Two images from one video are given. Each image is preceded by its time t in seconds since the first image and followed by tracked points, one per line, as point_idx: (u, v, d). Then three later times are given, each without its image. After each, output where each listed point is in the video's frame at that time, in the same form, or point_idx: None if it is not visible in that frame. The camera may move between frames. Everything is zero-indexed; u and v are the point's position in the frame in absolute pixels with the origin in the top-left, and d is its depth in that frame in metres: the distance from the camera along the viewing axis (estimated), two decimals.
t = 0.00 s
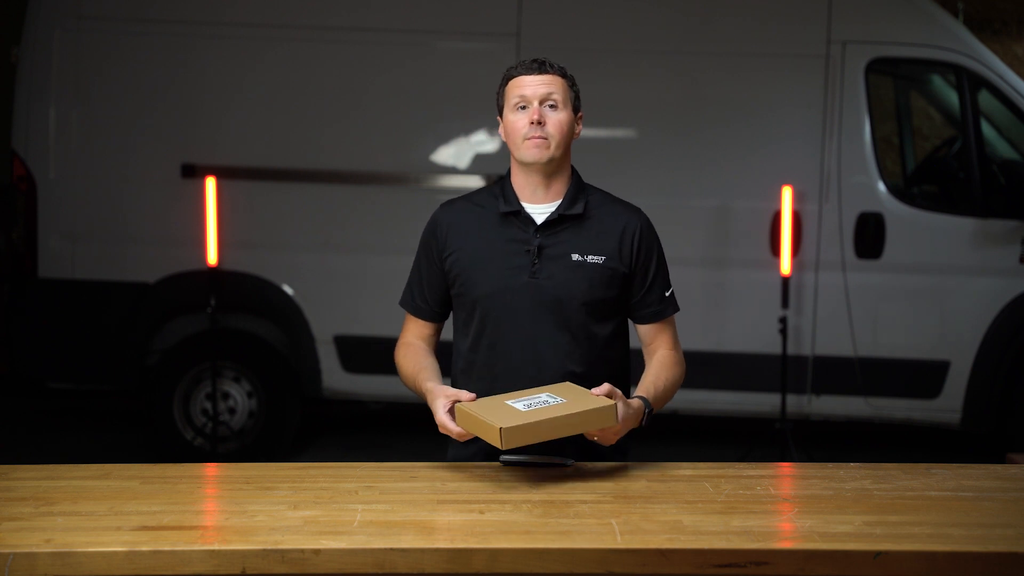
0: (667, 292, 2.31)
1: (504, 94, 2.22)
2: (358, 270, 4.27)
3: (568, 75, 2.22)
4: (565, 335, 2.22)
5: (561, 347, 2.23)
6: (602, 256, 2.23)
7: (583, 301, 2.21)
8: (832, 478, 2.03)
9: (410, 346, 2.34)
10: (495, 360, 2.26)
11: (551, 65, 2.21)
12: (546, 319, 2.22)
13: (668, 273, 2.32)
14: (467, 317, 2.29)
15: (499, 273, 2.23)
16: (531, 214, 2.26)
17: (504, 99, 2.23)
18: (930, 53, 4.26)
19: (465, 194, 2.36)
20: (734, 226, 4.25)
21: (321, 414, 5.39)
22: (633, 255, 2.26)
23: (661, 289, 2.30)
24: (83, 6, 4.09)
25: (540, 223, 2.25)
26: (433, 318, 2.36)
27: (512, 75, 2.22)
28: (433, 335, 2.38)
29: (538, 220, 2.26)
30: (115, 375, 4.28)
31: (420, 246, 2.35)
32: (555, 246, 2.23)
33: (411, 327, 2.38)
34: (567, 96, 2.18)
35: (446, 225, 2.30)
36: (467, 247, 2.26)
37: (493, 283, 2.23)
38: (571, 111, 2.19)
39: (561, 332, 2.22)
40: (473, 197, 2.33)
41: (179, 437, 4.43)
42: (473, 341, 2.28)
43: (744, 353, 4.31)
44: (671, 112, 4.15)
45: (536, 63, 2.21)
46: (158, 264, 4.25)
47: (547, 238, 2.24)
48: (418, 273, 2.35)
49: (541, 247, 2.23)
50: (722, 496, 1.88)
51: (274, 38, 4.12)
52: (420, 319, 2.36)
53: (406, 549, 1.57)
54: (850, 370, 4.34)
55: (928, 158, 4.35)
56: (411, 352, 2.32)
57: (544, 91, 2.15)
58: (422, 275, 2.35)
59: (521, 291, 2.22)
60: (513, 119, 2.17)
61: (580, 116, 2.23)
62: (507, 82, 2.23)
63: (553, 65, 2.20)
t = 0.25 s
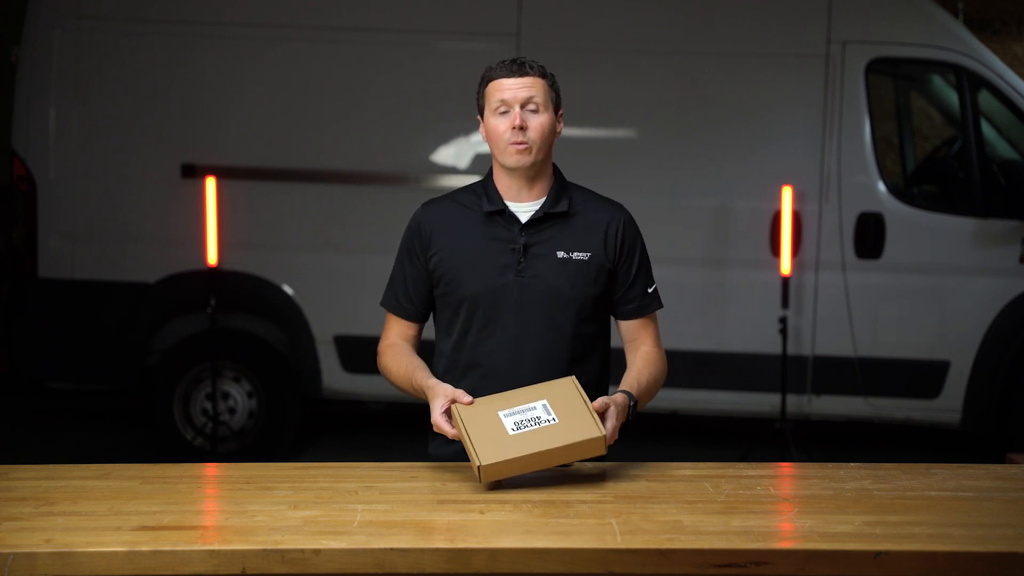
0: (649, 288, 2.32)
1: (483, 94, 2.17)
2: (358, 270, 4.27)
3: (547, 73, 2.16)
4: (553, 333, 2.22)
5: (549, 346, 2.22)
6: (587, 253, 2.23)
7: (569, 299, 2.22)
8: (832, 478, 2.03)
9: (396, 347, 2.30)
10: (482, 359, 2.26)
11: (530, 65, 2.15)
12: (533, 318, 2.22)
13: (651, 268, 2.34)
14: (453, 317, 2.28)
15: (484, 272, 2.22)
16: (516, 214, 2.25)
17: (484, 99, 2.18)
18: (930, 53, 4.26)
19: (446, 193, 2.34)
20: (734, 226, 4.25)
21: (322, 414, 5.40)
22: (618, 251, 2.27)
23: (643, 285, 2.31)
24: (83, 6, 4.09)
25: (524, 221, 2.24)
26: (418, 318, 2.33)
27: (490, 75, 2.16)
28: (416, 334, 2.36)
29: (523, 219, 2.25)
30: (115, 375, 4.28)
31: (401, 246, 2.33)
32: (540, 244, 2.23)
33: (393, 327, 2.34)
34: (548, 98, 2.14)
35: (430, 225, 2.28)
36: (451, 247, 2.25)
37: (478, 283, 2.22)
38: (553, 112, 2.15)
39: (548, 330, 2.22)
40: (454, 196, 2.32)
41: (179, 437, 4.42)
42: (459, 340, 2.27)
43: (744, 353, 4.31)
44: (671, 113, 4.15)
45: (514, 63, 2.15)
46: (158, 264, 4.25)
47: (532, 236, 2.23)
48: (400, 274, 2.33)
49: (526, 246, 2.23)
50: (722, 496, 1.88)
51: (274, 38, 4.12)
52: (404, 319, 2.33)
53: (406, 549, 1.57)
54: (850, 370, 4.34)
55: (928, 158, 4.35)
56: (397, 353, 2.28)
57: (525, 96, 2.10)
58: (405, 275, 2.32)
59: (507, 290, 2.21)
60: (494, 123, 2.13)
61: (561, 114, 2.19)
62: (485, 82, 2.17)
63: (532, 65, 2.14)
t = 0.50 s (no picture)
0: (636, 287, 2.33)
1: (467, 118, 2.09)
2: (358, 271, 4.27)
3: (530, 92, 2.06)
4: (546, 335, 2.22)
5: (542, 347, 2.22)
6: (578, 254, 2.24)
7: (560, 300, 2.22)
8: (832, 478, 2.03)
9: (382, 348, 2.25)
10: (473, 362, 2.24)
11: (512, 88, 2.04)
12: (525, 320, 2.22)
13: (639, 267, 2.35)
14: (443, 321, 2.26)
15: (475, 275, 2.21)
16: (504, 216, 2.25)
17: (467, 121, 2.10)
18: (930, 53, 4.26)
19: (431, 196, 2.32)
20: (734, 226, 4.25)
21: (322, 414, 5.40)
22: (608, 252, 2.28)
23: (631, 284, 2.32)
24: (83, 6, 4.09)
25: (514, 224, 2.24)
26: (404, 320, 2.28)
27: (472, 100, 2.06)
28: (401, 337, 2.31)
29: (511, 222, 2.25)
30: (115, 375, 4.28)
31: (386, 250, 2.29)
32: (531, 246, 2.23)
33: (377, 329, 2.30)
34: (534, 122, 2.07)
35: (417, 229, 2.26)
36: (441, 251, 2.23)
37: (469, 286, 2.21)
38: (539, 133, 2.10)
39: (541, 332, 2.22)
40: (439, 199, 2.29)
41: (179, 437, 4.43)
42: (449, 343, 2.25)
43: (744, 353, 4.30)
44: (671, 113, 4.15)
45: (496, 87, 2.04)
46: (158, 264, 4.25)
47: (522, 239, 2.23)
48: (387, 279, 2.27)
49: (517, 248, 2.22)
50: (722, 496, 1.88)
51: (274, 38, 4.12)
52: (388, 320, 2.28)
53: (406, 549, 1.56)
54: (850, 370, 4.34)
55: (928, 158, 4.35)
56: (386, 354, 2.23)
57: (511, 129, 2.03)
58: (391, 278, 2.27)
59: (499, 293, 2.21)
60: (481, 153, 2.09)
61: (547, 128, 2.13)
62: (467, 104, 2.08)
63: (515, 89, 2.03)
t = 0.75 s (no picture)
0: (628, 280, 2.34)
1: (455, 127, 2.09)
2: (358, 271, 4.27)
3: (518, 102, 2.06)
4: (538, 334, 2.23)
5: (536, 347, 2.23)
6: (568, 253, 2.25)
7: (551, 301, 2.23)
8: (832, 478, 2.03)
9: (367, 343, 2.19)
10: (466, 363, 2.24)
11: (500, 99, 2.03)
12: (518, 320, 2.22)
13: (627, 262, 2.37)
14: (435, 322, 2.25)
15: (467, 277, 2.21)
16: (494, 217, 2.24)
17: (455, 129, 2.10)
18: (930, 53, 4.26)
19: (418, 197, 2.30)
20: (734, 226, 4.25)
21: (322, 414, 5.40)
22: (596, 249, 2.30)
23: (622, 277, 2.32)
24: (84, 6, 4.09)
25: (504, 225, 2.24)
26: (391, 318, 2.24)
27: (460, 110, 2.06)
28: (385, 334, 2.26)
29: (501, 223, 2.24)
30: (115, 376, 4.28)
31: (373, 253, 2.26)
32: (522, 247, 2.23)
33: (358, 326, 2.24)
34: (522, 130, 2.07)
35: (406, 231, 2.24)
36: (432, 253, 2.22)
37: (461, 288, 2.21)
38: (527, 140, 2.10)
39: (533, 332, 2.23)
40: (427, 200, 2.28)
41: (179, 437, 4.43)
42: (441, 345, 2.25)
43: (744, 353, 4.30)
44: (671, 113, 4.15)
45: (484, 97, 2.04)
46: (158, 264, 4.25)
47: (513, 240, 2.23)
48: (376, 280, 2.23)
49: (508, 249, 2.22)
50: (722, 496, 1.88)
51: (274, 38, 4.12)
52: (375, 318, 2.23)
53: (406, 549, 1.56)
54: (850, 370, 4.34)
55: (928, 158, 4.34)
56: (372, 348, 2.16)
57: (499, 140, 2.04)
58: (380, 280, 2.23)
59: (491, 295, 2.21)
60: (469, 161, 2.09)
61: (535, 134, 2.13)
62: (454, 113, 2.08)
63: (503, 100, 2.03)
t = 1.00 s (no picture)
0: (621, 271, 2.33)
1: (446, 122, 2.08)
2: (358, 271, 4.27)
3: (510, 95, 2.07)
4: (535, 333, 2.24)
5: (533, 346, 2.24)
6: (561, 251, 2.25)
7: (546, 300, 2.23)
8: (832, 478, 2.03)
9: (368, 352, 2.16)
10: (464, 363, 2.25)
11: (492, 90, 2.04)
12: (514, 320, 2.22)
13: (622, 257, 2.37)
14: (431, 324, 2.26)
15: (462, 278, 2.21)
16: (486, 218, 2.24)
17: (446, 125, 2.10)
18: (930, 53, 4.26)
19: (410, 200, 2.30)
20: (734, 226, 4.25)
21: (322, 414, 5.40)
22: (590, 247, 2.31)
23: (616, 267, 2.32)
24: (83, 6, 4.09)
25: (496, 225, 2.23)
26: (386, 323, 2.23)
27: (452, 103, 2.06)
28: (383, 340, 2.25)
29: (494, 223, 2.24)
30: (115, 375, 4.28)
31: (367, 257, 2.25)
32: (515, 247, 2.23)
33: (355, 333, 2.22)
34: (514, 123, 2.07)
35: (400, 234, 2.24)
36: (425, 256, 2.22)
37: (456, 289, 2.21)
38: (519, 134, 2.10)
39: (530, 331, 2.23)
40: (419, 203, 2.28)
41: (179, 437, 4.42)
42: (439, 345, 2.26)
43: (744, 353, 4.30)
44: (671, 113, 4.15)
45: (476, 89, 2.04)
46: (158, 264, 4.25)
47: (506, 240, 2.23)
48: (370, 285, 2.23)
49: (502, 250, 2.22)
50: (722, 496, 1.88)
51: (274, 38, 4.12)
52: (373, 324, 2.21)
53: (406, 549, 1.56)
54: (850, 370, 4.34)
55: (928, 158, 4.34)
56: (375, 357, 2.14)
57: (492, 130, 2.03)
58: (376, 286, 2.23)
59: (486, 295, 2.21)
60: (462, 155, 2.08)
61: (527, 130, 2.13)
62: (446, 108, 2.08)
63: (495, 91, 2.04)
